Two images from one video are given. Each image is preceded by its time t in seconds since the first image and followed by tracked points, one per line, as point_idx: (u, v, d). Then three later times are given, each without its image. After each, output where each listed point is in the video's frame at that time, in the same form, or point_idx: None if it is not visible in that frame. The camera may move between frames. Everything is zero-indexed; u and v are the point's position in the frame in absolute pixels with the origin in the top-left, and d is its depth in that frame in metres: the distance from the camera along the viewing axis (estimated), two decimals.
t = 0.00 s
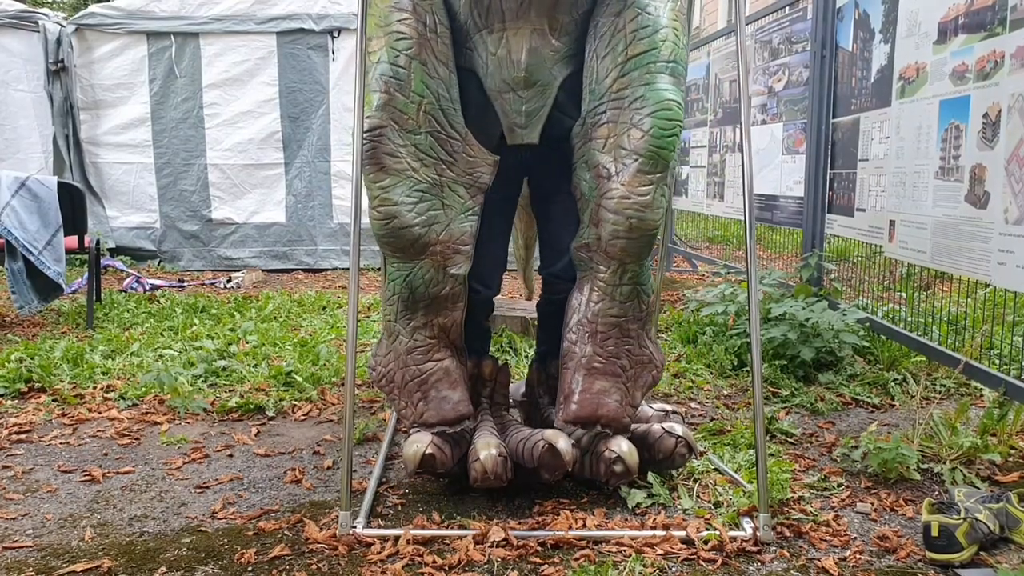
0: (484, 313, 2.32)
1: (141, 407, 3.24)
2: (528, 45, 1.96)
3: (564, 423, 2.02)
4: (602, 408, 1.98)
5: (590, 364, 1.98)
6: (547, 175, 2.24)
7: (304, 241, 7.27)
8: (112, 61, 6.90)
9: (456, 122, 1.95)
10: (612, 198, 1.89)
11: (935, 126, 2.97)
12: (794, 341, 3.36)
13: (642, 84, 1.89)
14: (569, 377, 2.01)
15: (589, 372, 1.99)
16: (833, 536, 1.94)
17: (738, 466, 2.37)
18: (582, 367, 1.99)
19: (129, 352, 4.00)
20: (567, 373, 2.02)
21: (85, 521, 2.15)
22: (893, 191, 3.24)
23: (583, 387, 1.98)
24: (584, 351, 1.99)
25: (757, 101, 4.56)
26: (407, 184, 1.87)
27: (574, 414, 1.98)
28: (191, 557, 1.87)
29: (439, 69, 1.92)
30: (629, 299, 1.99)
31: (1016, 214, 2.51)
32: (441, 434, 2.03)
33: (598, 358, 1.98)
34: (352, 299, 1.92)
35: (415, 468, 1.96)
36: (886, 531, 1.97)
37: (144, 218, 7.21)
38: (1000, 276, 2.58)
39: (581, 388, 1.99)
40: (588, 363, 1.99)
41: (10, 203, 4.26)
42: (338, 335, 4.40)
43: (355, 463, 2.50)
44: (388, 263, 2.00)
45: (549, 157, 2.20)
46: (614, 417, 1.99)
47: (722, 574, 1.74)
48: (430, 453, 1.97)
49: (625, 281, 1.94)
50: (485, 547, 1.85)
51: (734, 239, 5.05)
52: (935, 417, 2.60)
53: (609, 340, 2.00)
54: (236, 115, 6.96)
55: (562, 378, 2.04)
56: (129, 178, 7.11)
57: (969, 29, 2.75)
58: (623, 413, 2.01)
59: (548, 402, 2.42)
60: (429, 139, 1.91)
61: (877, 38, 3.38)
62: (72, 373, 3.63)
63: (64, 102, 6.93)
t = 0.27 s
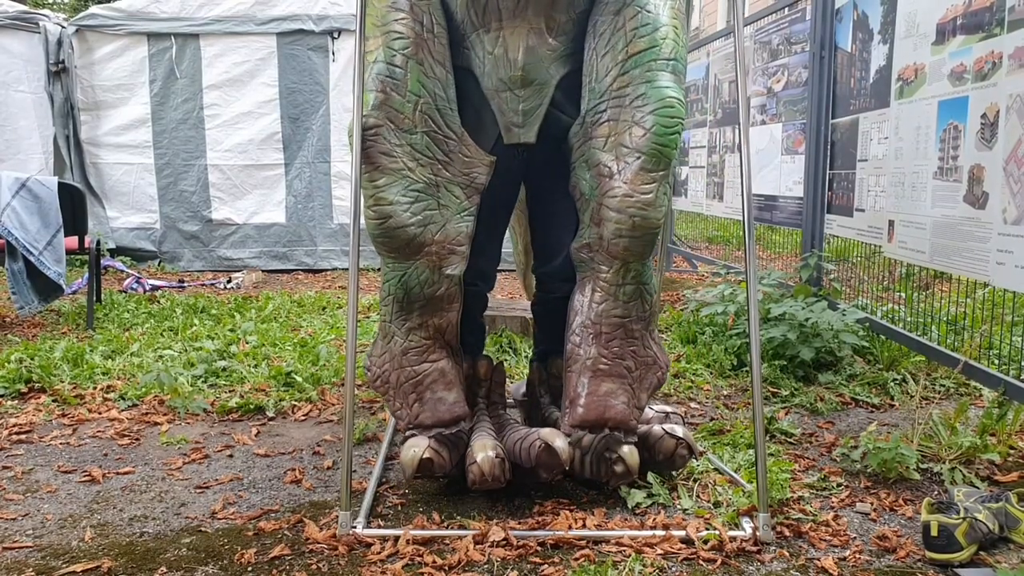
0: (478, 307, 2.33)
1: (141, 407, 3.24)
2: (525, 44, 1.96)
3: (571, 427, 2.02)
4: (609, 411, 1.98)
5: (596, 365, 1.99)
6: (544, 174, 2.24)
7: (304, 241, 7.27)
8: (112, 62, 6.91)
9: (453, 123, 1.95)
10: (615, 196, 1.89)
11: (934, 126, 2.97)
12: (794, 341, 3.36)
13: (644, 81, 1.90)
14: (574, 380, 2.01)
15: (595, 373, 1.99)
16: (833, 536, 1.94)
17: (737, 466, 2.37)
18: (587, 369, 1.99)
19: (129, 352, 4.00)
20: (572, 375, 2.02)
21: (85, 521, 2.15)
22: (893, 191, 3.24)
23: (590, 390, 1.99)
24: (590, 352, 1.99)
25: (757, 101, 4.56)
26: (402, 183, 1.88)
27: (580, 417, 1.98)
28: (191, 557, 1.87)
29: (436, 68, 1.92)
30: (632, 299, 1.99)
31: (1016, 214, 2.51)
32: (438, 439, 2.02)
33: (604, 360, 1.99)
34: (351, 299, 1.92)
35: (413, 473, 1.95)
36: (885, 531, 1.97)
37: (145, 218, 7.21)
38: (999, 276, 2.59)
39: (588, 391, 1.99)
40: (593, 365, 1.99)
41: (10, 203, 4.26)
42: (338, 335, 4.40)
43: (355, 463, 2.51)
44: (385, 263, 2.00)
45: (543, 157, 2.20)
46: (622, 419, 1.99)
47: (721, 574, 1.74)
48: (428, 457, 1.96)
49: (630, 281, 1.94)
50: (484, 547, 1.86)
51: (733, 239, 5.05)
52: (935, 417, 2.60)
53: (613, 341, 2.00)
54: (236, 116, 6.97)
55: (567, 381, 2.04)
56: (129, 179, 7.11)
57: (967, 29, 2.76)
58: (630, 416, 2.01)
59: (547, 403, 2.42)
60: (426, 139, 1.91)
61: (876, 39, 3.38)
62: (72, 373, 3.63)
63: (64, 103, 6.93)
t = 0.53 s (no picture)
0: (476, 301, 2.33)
1: (141, 407, 3.24)
2: (524, 43, 1.96)
3: (572, 428, 2.02)
4: (609, 412, 1.98)
5: (596, 367, 1.99)
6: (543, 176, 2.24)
7: (304, 242, 7.27)
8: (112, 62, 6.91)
9: (451, 122, 1.95)
10: (614, 197, 1.89)
11: (934, 126, 2.97)
12: (794, 341, 3.36)
13: (643, 82, 1.90)
14: (574, 382, 2.02)
15: (595, 374, 1.99)
16: (833, 536, 1.94)
17: (737, 466, 2.37)
18: (587, 370, 1.99)
19: (129, 353, 4.00)
20: (573, 377, 2.02)
21: (85, 521, 2.15)
22: (893, 191, 3.24)
23: (590, 391, 1.99)
24: (590, 353, 1.99)
25: (757, 102, 4.56)
26: (399, 182, 1.88)
27: (580, 418, 1.99)
28: (191, 558, 1.87)
29: (434, 67, 1.92)
30: (632, 300, 1.99)
31: (1015, 214, 2.51)
32: (436, 439, 2.02)
33: (604, 361, 1.98)
34: (351, 298, 1.92)
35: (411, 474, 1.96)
36: (885, 532, 1.97)
37: (144, 219, 7.21)
38: (1000, 277, 2.59)
39: (587, 392, 1.99)
40: (593, 366, 1.99)
41: (10, 204, 4.26)
42: (338, 336, 4.40)
43: (355, 463, 2.51)
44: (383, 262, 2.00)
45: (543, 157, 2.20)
46: (621, 420, 1.99)
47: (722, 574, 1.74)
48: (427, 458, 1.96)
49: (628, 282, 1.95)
50: (484, 547, 1.86)
51: (733, 239, 5.05)
52: (935, 418, 2.60)
53: (614, 342, 2.00)
54: (236, 116, 6.97)
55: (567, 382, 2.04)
56: (129, 179, 7.11)
57: (967, 30, 2.76)
58: (631, 417, 2.00)
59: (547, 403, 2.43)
60: (423, 138, 1.91)
61: (876, 39, 3.38)
62: (72, 374, 3.63)
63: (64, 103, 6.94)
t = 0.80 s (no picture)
0: (492, 300, 2.37)
1: (141, 407, 3.24)
2: (522, 47, 1.95)
3: (557, 425, 2.02)
4: (591, 410, 1.98)
5: (580, 365, 1.99)
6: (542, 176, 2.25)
7: (304, 242, 7.27)
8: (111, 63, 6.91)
9: (449, 124, 1.95)
10: (599, 201, 1.89)
11: (934, 127, 2.97)
12: (794, 342, 3.36)
13: (632, 87, 1.90)
14: (560, 379, 2.02)
15: (580, 373, 1.99)
16: (833, 537, 1.94)
17: (737, 467, 2.37)
18: (572, 369, 1.99)
19: (129, 353, 4.00)
20: (558, 375, 2.02)
21: (85, 521, 2.15)
22: (893, 192, 3.24)
23: (574, 389, 1.99)
24: (574, 352, 2.00)
25: (757, 102, 4.56)
26: (397, 185, 1.88)
27: (564, 415, 1.98)
28: (191, 558, 1.87)
29: (433, 70, 1.92)
30: (617, 300, 2.00)
31: (1016, 215, 2.51)
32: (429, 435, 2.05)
33: (588, 360, 1.99)
34: (350, 299, 1.92)
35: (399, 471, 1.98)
36: (885, 532, 1.97)
37: (144, 219, 7.21)
38: (999, 277, 2.59)
39: (572, 390, 1.99)
40: (578, 365, 1.99)
41: (10, 204, 4.26)
42: (338, 336, 4.40)
43: (355, 464, 2.51)
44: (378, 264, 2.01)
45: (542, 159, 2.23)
46: (605, 418, 1.99)
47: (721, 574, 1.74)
48: (415, 455, 1.99)
49: (612, 283, 1.95)
50: (485, 547, 1.85)
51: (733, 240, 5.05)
52: (935, 418, 2.60)
53: (599, 341, 2.00)
54: (236, 116, 6.97)
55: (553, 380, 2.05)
56: (129, 180, 7.11)
57: (967, 30, 2.76)
58: (614, 415, 2.00)
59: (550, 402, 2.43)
60: (420, 141, 1.91)
61: (876, 40, 3.38)
62: (72, 374, 3.63)
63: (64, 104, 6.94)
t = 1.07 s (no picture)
0: (488, 301, 2.37)
1: (141, 408, 3.24)
2: (519, 48, 1.95)
3: (587, 431, 2.00)
4: (622, 413, 1.97)
5: (607, 368, 1.98)
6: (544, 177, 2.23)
7: (304, 242, 7.27)
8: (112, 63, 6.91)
9: (449, 125, 1.95)
10: (619, 200, 1.89)
11: (934, 127, 2.97)
12: (794, 342, 3.36)
13: (644, 85, 1.90)
14: (587, 385, 2.00)
15: (607, 377, 1.98)
16: (833, 537, 1.94)
17: (737, 467, 2.37)
18: (599, 373, 1.98)
19: (129, 354, 4.00)
20: (584, 380, 2.01)
21: (85, 522, 2.15)
22: (893, 192, 3.24)
23: (602, 393, 1.98)
24: (600, 355, 1.99)
25: (756, 103, 4.56)
26: (398, 185, 1.89)
27: (594, 420, 1.97)
28: (191, 559, 1.87)
29: (431, 70, 1.92)
30: (639, 301, 2.00)
31: (1016, 215, 2.51)
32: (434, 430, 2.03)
33: (615, 362, 1.98)
34: (351, 300, 1.92)
35: (402, 461, 1.97)
36: (885, 532, 1.97)
37: (144, 219, 7.21)
38: (999, 277, 2.59)
39: (600, 394, 1.98)
40: (604, 368, 1.98)
41: (10, 204, 4.26)
42: (338, 337, 4.40)
43: (354, 464, 2.51)
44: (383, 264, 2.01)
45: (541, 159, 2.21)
46: (636, 420, 1.98)
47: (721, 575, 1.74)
48: (420, 446, 1.97)
49: (634, 282, 1.95)
50: (485, 548, 1.85)
51: (733, 240, 5.05)
52: (935, 419, 2.60)
53: (623, 343, 2.00)
54: (236, 117, 6.97)
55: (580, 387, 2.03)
56: (129, 180, 7.11)
57: (967, 31, 2.76)
58: (645, 416, 1.99)
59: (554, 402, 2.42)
60: (421, 141, 1.92)
61: (876, 41, 3.38)
62: (72, 375, 3.63)
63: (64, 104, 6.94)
